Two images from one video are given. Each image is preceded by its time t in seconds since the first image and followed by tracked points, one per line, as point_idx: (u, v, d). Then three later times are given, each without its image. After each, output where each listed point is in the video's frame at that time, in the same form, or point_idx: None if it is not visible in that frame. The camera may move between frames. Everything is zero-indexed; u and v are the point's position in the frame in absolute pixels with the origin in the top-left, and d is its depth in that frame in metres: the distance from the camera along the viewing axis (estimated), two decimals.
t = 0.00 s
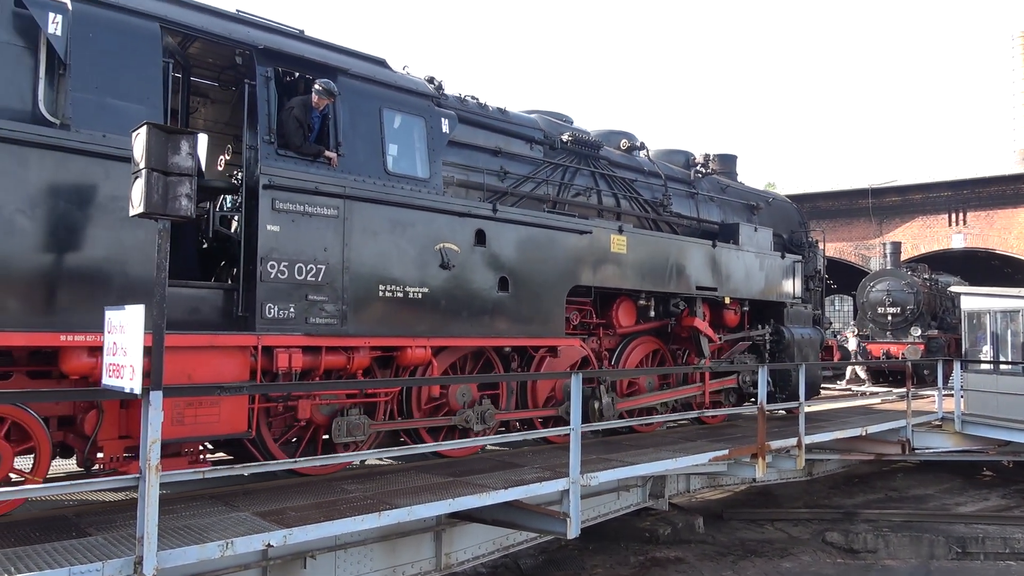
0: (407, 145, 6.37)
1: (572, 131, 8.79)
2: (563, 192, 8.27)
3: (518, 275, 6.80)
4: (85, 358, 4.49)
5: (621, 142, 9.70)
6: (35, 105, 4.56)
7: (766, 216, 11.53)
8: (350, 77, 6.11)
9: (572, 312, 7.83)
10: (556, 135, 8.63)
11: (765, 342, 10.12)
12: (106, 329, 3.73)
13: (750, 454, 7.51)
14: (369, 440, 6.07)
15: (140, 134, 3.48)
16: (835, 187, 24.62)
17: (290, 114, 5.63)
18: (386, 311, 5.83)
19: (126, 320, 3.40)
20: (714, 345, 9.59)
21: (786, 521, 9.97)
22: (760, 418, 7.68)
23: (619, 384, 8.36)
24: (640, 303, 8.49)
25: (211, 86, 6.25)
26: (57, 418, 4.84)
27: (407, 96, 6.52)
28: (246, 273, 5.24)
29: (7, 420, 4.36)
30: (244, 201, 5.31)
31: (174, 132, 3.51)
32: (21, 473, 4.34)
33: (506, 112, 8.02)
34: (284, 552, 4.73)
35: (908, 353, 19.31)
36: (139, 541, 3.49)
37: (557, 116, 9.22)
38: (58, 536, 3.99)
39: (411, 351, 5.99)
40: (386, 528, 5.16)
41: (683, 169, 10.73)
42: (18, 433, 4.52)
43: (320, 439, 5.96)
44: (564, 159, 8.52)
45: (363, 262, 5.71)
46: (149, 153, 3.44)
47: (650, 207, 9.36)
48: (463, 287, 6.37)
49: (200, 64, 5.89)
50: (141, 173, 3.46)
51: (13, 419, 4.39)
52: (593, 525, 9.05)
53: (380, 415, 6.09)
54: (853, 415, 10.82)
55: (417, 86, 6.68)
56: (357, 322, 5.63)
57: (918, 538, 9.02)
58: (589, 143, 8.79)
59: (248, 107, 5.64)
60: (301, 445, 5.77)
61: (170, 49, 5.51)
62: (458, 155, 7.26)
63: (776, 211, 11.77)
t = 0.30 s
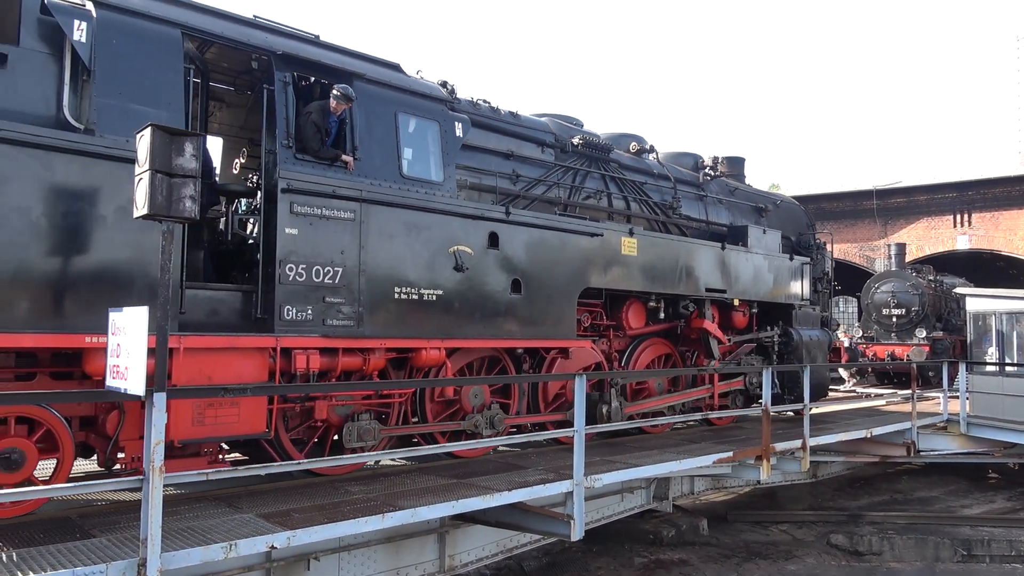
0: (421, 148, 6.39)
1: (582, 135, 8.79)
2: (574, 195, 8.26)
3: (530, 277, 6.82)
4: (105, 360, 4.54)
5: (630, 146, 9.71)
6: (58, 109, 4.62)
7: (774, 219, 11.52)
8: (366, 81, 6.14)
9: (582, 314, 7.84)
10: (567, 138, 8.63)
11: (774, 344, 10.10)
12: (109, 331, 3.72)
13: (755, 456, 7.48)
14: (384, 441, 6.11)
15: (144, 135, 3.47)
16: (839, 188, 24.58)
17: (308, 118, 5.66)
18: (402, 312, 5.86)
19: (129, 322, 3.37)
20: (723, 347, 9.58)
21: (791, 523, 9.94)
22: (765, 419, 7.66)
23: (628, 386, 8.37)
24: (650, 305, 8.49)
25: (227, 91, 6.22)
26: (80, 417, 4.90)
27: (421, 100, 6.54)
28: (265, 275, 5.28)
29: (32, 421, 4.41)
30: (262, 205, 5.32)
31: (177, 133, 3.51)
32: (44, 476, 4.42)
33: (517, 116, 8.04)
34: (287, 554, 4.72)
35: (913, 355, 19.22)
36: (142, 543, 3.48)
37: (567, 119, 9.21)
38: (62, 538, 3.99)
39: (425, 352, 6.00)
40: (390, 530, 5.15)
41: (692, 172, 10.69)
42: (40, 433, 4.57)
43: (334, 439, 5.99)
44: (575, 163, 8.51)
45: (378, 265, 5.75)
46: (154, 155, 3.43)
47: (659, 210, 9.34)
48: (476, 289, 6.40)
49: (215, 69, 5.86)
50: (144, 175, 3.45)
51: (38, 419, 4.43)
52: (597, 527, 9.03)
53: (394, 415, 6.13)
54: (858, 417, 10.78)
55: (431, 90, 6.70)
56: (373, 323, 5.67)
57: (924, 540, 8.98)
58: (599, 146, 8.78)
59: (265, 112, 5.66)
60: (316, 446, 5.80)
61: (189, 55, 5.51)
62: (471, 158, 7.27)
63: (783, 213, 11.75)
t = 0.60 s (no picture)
0: (434, 152, 6.40)
1: (590, 138, 8.78)
2: (583, 198, 8.25)
3: (541, 280, 6.83)
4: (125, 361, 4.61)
5: (638, 149, 9.72)
6: (78, 115, 4.67)
7: (780, 221, 11.51)
8: (380, 86, 6.15)
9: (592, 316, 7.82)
10: (576, 141, 8.63)
11: (781, 346, 10.08)
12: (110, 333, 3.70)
13: (757, 457, 7.46)
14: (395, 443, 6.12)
15: (146, 137, 3.47)
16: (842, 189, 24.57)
17: (323, 123, 5.68)
18: (415, 314, 5.87)
19: (130, 324, 3.36)
20: (730, 349, 9.57)
21: (794, 525, 9.90)
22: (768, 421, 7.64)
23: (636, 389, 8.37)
24: (658, 306, 8.49)
25: (240, 95, 6.23)
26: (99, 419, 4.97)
27: (433, 104, 6.55)
28: (281, 278, 5.31)
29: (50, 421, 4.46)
30: (279, 208, 5.34)
31: (180, 136, 3.52)
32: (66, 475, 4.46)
33: (527, 119, 8.05)
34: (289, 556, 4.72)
35: (917, 356, 19.16)
36: (145, 545, 3.49)
37: (576, 122, 9.22)
38: (65, 539, 4.00)
39: (438, 354, 6.00)
40: (392, 532, 5.14)
41: (699, 175, 10.65)
42: (61, 434, 4.63)
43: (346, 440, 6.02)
44: (583, 166, 8.51)
45: (392, 268, 5.76)
46: (156, 157, 3.43)
47: (667, 212, 9.31)
48: (487, 292, 6.41)
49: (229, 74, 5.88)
50: (147, 177, 3.45)
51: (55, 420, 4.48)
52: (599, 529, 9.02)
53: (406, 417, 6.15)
54: (862, 418, 10.75)
55: (442, 94, 6.71)
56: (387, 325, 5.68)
57: (927, 542, 8.95)
58: (607, 149, 8.78)
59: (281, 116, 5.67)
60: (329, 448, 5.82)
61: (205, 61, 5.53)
62: (481, 161, 7.27)
63: (790, 216, 11.74)
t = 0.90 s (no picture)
0: (446, 155, 6.41)
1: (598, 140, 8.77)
2: (591, 200, 8.25)
3: (550, 281, 6.84)
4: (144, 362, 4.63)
5: (644, 150, 9.72)
6: (97, 118, 4.67)
7: (785, 223, 11.51)
8: (392, 90, 6.16)
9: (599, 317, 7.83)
10: (584, 144, 8.63)
11: (787, 347, 10.07)
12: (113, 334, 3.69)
13: (760, 458, 7.45)
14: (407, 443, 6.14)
15: (149, 138, 3.48)
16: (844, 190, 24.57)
17: (337, 126, 5.69)
18: (427, 315, 5.89)
19: (134, 324, 3.36)
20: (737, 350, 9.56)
21: (797, 526, 9.89)
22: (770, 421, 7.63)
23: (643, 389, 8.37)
24: (666, 307, 8.49)
25: (253, 98, 6.20)
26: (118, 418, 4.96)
27: (444, 107, 6.56)
28: (296, 279, 5.33)
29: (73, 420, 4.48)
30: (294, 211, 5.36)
31: (183, 137, 3.52)
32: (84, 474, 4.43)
33: (537, 122, 8.05)
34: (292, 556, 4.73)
35: (919, 357, 19.12)
36: (148, 545, 3.49)
37: (583, 125, 9.21)
38: (69, 539, 4.00)
39: (449, 355, 6.00)
40: (394, 532, 5.14)
41: (705, 176, 10.66)
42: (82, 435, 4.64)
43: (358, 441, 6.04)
44: (591, 168, 8.51)
45: (405, 269, 5.78)
46: (159, 158, 3.43)
47: (674, 214, 9.30)
48: (498, 293, 6.41)
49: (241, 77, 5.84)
50: (150, 178, 3.45)
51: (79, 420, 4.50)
52: (601, 529, 9.02)
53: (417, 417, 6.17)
54: (864, 419, 10.74)
55: (453, 97, 6.71)
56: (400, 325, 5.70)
57: (929, 543, 8.93)
58: (615, 151, 8.77)
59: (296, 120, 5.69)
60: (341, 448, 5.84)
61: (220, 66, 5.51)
62: (491, 164, 7.28)
63: (795, 217, 11.74)
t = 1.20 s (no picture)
0: (456, 156, 6.40)
1: (606, 142, 8.75)
2: (598, 201, 8.23)
3: (558, 282, 6.83)
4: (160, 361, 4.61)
5: (651, 152, 9.70)
6: (114, 121, 4.67)
7: (791, 224, 11.48)
8: (403, 93, 6.16)
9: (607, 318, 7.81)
10: (592, 145, 8.60)
11: (793, 347, 10.04)
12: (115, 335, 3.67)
13: (762, 459, 7.42)
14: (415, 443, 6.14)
15: (150, 139, 3.47)
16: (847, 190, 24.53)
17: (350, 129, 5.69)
18: (438, 316, 5.88)
19: (135, 325, 3.34)
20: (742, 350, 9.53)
21: (799, 527, 9.87)
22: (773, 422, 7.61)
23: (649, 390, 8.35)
24: (673, 308, 8.47)
25: (264, 101, 6.16)
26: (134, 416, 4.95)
27: (454, 109, 6.55)
28: (309, 280, 5.33)
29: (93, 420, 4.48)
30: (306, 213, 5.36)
31: (184, 137, 3.52)
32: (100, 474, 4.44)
33: (545, 124, 8.03)
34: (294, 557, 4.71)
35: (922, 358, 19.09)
36: (149, 545, 3.48)
37: (590, 127, 9.19)
38: (70, 540, 3.99)
39: (460, 355, 5.98)
40: (395, 533, 5.13)
41: (711, 177, 10.64)
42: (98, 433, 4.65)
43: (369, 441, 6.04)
44: (599, 169, 8.49)
45: (417, 271, 5.77)
46: (162, 159, 3.42)
47: (681, 216, 9.28)
48: (508, 295, 6.40)
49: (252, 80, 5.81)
50: (152, 179, 3.44)
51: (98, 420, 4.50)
52: (603, 530, 9.00)
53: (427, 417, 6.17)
54: (867, 420, 10.71)
55: (463, 99, 6.70)
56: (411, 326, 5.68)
57: (932, 544, 8.90)
58: (623, 152, 8.75)
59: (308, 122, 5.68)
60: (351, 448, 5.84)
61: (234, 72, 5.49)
62: (500, 166, 7.26)
63: (801, 218, 11.72)
